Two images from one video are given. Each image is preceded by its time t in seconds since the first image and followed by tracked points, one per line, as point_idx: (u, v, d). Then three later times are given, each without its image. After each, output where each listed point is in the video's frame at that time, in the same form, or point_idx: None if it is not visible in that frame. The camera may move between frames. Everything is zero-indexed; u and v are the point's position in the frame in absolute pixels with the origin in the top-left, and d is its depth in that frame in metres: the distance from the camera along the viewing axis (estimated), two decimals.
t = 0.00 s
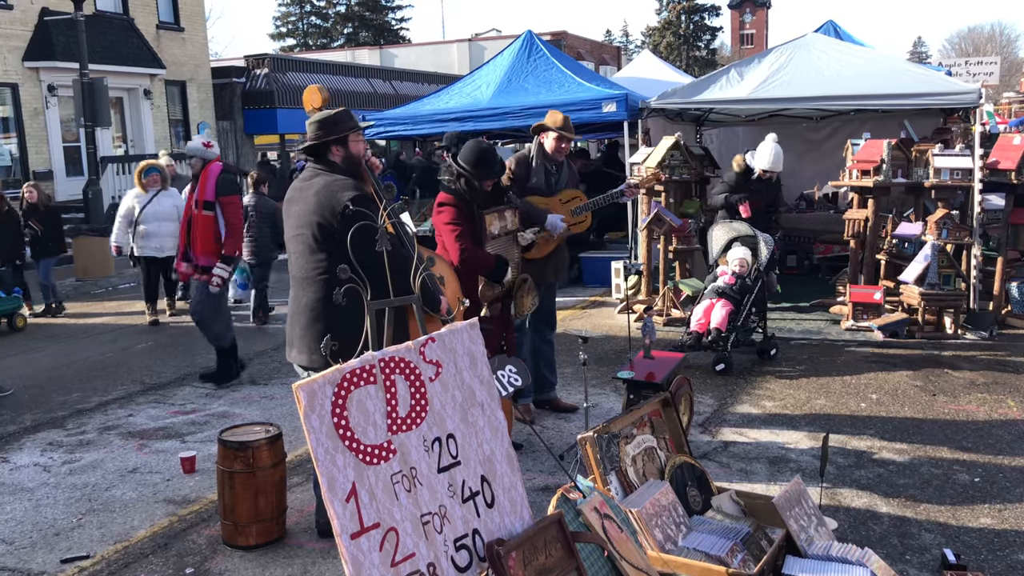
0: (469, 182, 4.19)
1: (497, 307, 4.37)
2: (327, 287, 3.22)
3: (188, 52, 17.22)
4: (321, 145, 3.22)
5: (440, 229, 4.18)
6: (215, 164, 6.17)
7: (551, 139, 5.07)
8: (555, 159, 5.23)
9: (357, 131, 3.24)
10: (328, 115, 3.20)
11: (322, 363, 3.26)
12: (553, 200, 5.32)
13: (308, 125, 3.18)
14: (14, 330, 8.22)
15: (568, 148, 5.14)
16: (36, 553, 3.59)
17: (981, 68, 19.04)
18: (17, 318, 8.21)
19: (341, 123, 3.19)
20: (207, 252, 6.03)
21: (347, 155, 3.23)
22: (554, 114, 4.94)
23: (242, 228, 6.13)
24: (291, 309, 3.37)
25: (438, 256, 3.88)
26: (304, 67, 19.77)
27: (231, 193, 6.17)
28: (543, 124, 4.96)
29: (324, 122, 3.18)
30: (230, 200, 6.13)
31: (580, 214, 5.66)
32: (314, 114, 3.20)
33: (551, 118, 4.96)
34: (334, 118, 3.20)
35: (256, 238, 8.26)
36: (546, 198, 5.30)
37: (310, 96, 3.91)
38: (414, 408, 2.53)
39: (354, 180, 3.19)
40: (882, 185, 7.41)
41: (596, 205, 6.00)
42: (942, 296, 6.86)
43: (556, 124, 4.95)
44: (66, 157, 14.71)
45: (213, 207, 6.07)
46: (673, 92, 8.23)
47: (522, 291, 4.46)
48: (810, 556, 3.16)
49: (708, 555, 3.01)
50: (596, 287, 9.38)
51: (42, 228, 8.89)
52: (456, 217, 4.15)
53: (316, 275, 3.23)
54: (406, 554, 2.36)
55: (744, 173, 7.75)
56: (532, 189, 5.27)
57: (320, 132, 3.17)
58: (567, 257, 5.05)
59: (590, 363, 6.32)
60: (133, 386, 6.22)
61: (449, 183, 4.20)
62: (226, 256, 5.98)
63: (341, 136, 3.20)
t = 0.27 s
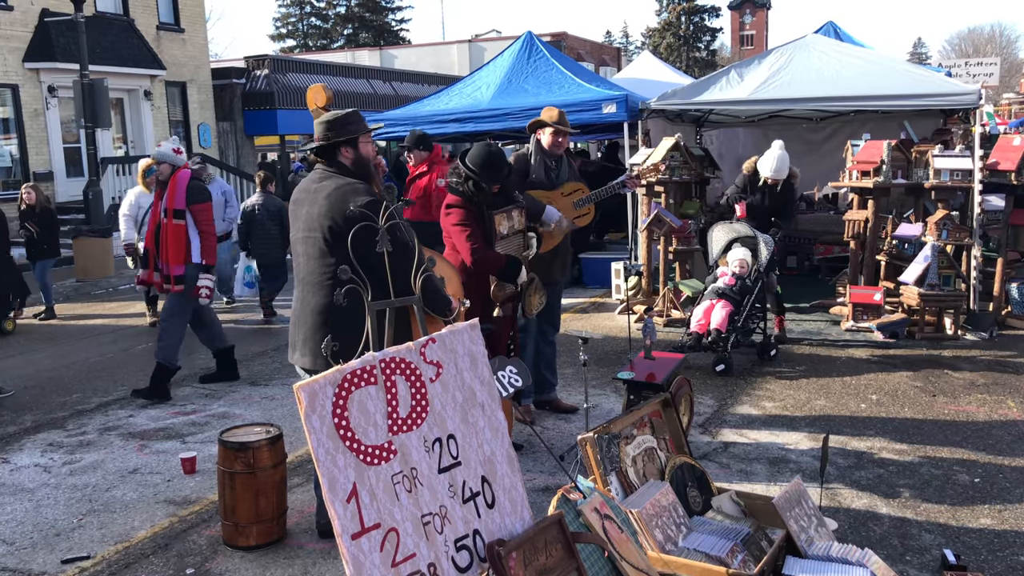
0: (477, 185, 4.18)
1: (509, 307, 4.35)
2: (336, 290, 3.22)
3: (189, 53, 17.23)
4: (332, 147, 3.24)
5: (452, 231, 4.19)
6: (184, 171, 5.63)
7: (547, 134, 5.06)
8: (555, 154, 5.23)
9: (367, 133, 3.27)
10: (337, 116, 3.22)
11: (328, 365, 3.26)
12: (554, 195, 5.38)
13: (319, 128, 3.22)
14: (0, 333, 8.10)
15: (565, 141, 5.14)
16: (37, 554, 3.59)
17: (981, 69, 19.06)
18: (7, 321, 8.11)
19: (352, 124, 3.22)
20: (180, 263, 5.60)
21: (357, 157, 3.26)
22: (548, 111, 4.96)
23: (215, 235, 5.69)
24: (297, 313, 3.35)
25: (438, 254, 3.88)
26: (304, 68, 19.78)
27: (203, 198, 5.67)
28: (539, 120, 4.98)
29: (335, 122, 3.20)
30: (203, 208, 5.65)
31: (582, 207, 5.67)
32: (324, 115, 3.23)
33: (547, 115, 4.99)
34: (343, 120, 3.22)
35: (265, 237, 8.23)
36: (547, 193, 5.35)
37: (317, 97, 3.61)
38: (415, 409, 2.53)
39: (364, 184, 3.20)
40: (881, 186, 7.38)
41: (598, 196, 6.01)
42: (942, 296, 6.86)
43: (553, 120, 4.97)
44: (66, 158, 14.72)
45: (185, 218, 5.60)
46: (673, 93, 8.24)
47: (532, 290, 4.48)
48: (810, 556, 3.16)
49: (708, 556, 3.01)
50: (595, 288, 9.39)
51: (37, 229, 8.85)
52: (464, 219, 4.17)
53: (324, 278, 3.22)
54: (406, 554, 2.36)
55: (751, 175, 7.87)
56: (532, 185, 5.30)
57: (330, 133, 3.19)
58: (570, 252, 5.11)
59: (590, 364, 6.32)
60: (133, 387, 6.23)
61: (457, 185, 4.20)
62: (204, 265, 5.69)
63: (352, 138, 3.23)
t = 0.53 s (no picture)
0: (479, 185, 4.19)
1: (523, 303, 4.46)
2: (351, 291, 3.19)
3: (189, 53, 17.24)
4: (346, 148, 3.19)
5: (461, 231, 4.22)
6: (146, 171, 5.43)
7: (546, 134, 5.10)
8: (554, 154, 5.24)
9: (376, 129, 3.24)
10: (345, 115, 3.17)
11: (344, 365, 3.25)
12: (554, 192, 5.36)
13: (330, 130, 3.16)
14: None
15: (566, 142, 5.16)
16: (38, 554, 3.59)
17: (981, 70, 19.08)
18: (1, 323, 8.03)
19: (361, 122, 3.18)
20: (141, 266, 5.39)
21: (370, 155, 3.23)
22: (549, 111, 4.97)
23: (178, 238, 5.53)
24: (309, 315, 3.30)
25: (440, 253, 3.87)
26: (304, 68, 19.78)
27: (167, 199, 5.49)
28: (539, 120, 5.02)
29: (344, 123, 3.15)
30: (166, 209, 5.47)
31: (583, 202, 5.68)
32: (328, 116, 3.16)
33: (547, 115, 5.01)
34: (354, 121, 3.17)
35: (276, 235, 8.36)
36: (547, 191, 5.34)
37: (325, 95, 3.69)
38: (416, 409, 2.54)
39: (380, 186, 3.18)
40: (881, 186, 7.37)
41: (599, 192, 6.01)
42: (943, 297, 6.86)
43: (553, 120, 5.02)
44: (66, 158, 14.73)
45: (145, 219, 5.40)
46: (674, 93, 8.25)
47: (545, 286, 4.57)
48: (810, 556, 3.16)
49: (708, 555, 3.01)
50: (596, 288, 9.39)
51: (32, 230, 8.84)
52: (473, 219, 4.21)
53: (340, 279, 3.19)
54: (407, 554, 2.36)
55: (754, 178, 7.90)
56: (532, 185, 5.30)
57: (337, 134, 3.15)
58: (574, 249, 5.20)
59: (591, 364, 6.33)
60: (134, 387, 6.23)
61: (460, 187, 4.22)
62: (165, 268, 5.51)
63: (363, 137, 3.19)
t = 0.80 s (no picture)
0: (480, 184, 4.19)
1: (536, 297, 4.51)
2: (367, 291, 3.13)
3: (190, 53, 17.25)
4: (358, 147, 3.16)
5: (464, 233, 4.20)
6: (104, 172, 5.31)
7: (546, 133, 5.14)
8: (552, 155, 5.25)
9: (386, 127, 3.20)
10: (355, 114, 3.11)
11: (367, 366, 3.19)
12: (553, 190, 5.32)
13: (341, 129, 3.11)
14: None
15: (564, 140, 5.18)
16: (39, 553, 3.59)
17: (982, 69, 19.08)
18: None
19: (373, 120, 3.13)
20: (88, 269, 5.27)
21: (383, 153, 3.20)
22: (548, 110, 4.97)
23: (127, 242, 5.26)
24: (319, 320, 3.22)
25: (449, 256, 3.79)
26: (304, 68, 19.78)
27: (122, 202, 5.31)
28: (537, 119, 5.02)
29: (356, 122, 3.10)
30: (118, 211, 5.27)
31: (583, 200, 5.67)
32: (338, 115, 3.11)
33: (545, 113, 5.00)
34: (365, 120, 3.12)
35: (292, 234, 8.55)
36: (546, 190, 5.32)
37: (333, 89, 3.98)
38: (417, 407, 2.54)
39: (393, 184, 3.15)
40: (883, 187, 7.39)
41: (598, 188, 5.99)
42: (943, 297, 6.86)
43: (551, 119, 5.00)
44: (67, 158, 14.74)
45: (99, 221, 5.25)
46: (674, 93, 8.25)
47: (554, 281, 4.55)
48: (811, 556, 3.16)
49: (709, 554, 3.01)
50: (596, 288, 9.39)
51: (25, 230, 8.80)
52: (475, 215, 4.17)
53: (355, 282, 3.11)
54: (409, 552, 2.36)
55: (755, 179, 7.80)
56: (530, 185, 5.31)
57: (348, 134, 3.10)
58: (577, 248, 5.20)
59: (591, 364, 6.32)
60: (135, 387, 6.23)
61: (460, 187, 4.23)
62: (108, 272, 5.22)
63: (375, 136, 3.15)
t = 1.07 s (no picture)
0: (480, 180, 4.20)
1: (538, 293, 4.46)
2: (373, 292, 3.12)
3: (191, 52, 17.26)
4: (367, 146, 3.14)
5: (465, 230, 4.19)
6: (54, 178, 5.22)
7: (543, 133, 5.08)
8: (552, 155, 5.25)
9: (394, 127, 3.20)
10: (363, 112, 3.11)
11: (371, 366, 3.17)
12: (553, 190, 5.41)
13: (352, 127, 3.10)
14: None
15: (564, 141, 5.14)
16: (41, 551, 3.60)
17: (982, 70, 19.10)
18: None
19: (381, 118, 3.13)
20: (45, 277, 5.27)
21: (392, 151, 3.18)
22: (547, 111, 4.96)
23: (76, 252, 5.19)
24: (323, 320, 3.22)
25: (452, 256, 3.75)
26: (305, 67, 19.78)
27: (71, 208, 5.19)
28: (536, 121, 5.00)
29: (363, 120, 3.10)
30: (70, 219, 5.18)
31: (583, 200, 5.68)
32: (347, 112, 3.11)
33: (545, 115, 4.98)
34: (372, 118, 3.12)
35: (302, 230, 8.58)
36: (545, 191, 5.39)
37: (352, 83, 3.72)
38: (420, 405, 2.54)
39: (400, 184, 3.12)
40: (884, 187, 7.40)
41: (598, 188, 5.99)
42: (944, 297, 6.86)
43: (550, 120, 4.98)
44: (68, 157, 14.75)
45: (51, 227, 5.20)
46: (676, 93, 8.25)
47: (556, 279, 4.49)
48: (812, 555, 3.16)
49: (711, 554, 3.01)
50: (597, 288, 9.39)
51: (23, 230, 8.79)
52: (475, 213, 4.15)
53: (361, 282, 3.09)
54: (411, 551, 2.37)
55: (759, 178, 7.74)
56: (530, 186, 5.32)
57: (356, 132, 3.10)
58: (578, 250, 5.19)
59: (592, 364, 6.33)
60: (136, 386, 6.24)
61: (459, 185, 4.21)
62: (57, 281, 5.19)
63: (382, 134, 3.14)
